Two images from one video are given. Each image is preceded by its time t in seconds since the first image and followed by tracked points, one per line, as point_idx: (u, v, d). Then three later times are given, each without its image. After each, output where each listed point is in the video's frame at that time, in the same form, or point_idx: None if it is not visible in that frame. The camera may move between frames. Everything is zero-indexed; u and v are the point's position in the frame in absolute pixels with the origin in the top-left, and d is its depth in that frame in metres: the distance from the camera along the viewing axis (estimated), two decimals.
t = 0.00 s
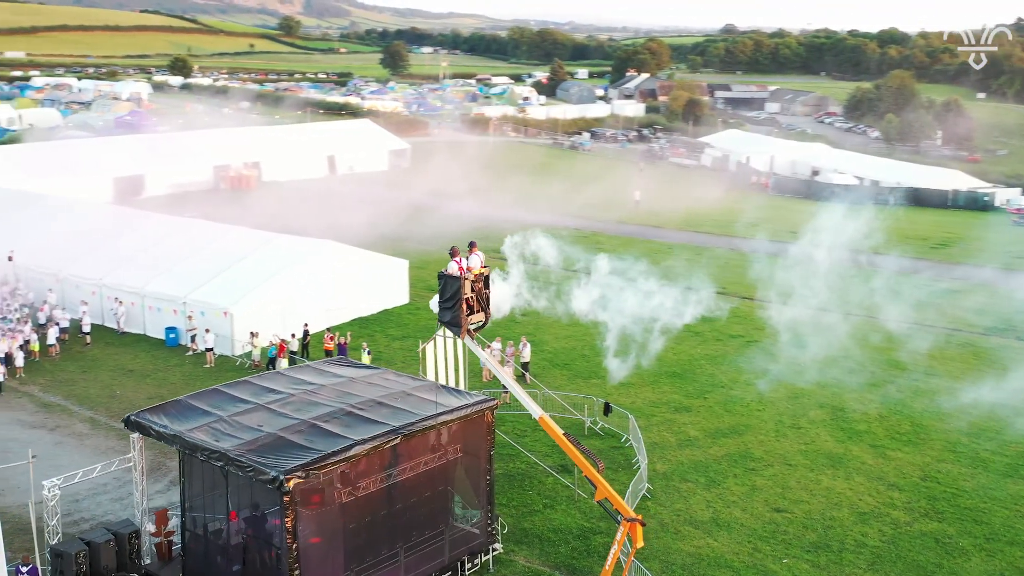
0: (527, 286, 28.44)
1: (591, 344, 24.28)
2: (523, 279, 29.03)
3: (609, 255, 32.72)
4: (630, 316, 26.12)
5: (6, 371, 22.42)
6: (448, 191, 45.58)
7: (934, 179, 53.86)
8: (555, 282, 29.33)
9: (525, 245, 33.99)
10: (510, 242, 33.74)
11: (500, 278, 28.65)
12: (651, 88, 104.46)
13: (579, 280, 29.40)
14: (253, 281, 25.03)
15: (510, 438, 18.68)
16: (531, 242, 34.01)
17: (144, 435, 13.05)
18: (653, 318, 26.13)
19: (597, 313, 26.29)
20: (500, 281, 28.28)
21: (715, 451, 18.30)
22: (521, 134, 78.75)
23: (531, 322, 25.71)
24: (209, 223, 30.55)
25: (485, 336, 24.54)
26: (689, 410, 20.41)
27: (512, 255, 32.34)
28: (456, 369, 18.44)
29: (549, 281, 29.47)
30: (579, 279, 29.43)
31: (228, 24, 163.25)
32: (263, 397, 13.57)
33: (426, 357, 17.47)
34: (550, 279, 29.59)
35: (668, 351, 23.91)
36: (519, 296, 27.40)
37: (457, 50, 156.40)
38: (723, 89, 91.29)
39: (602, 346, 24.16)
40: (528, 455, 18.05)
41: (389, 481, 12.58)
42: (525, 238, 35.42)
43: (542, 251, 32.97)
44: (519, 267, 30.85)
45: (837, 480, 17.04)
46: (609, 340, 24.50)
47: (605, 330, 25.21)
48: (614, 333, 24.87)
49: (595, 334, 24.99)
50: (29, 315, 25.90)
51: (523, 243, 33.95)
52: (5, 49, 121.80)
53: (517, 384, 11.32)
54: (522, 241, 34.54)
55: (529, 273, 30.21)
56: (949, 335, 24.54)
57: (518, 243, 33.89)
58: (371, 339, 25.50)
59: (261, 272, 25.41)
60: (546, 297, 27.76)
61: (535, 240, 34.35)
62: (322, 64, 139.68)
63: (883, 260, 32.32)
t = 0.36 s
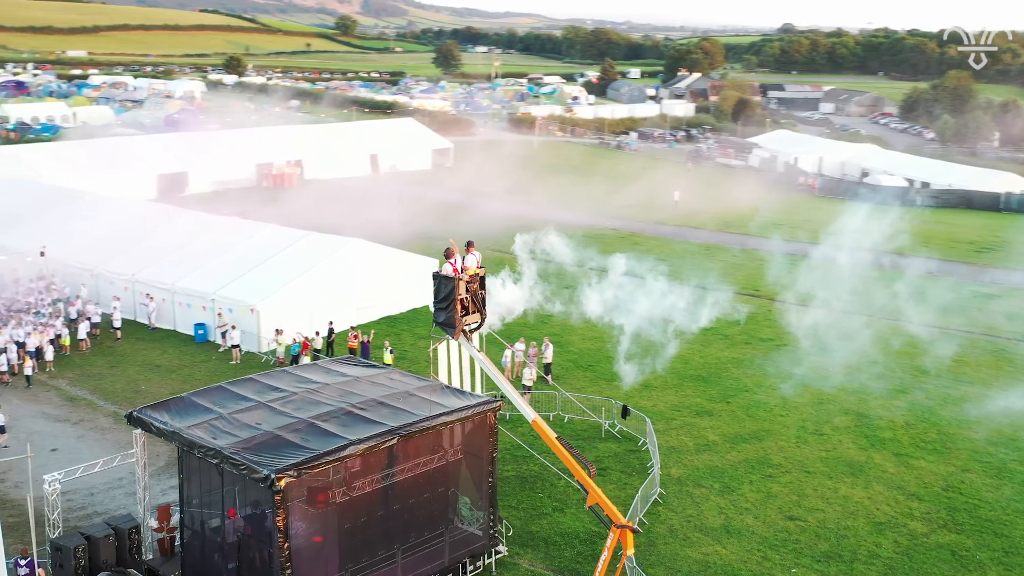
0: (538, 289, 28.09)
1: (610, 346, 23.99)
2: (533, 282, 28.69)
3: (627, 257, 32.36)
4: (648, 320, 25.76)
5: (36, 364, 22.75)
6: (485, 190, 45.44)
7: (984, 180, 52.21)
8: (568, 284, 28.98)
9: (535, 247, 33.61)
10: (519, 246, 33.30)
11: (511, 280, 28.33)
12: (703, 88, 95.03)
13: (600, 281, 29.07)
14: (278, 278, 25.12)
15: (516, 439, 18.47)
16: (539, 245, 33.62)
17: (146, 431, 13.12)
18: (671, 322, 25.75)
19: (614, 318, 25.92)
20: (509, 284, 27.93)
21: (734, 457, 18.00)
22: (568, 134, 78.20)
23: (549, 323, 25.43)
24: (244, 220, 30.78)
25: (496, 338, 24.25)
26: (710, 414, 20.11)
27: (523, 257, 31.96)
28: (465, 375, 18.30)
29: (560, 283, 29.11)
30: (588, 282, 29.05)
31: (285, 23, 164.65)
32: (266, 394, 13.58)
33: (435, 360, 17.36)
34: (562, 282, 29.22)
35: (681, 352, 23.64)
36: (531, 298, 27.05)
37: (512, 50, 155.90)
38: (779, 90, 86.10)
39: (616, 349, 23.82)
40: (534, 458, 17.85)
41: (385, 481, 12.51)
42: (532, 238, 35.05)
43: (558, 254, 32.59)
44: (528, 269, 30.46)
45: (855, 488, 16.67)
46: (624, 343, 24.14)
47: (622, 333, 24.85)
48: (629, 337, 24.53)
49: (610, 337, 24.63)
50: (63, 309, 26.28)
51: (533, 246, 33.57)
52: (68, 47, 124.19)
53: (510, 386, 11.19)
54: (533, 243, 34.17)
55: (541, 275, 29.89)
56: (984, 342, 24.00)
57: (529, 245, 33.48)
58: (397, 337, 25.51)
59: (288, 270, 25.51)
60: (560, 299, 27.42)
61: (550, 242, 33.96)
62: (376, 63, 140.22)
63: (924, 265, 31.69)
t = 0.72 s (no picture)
0: (552, 294, 27.81)
1: (628, 350, 23.68)
2: (546, 286, 28.37)
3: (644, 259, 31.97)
4: (664, 324, 25.40)
5: (64, 359, 23.04)
6: (524, 189, 45.25)
7: None
8: (590, 286, 28.65)
9: (551, 251, 33.22)
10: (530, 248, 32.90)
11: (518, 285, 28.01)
12: (756, 90, 83.30)
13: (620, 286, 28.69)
14: (303, 277, 25.17)
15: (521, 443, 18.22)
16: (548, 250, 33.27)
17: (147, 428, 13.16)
18: (688, 325, 25.37)
19: (628, 322, 25.51)
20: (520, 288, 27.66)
21: (752, 463, 17.67)
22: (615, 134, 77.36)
23: (568, 326, 25.13)
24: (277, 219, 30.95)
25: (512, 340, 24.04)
26: (731, 419, 19.76)
27: (536, 260, 31.57)
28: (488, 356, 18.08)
29: (573, 287, 28.76)
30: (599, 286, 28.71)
31: (342, 22, 165.43)
32: (268, 393, 13.56)
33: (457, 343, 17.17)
34: (576, 285, 28.85)
35: (703, 356, 23.30)
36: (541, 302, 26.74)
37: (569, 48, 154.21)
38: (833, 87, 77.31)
39: (631, 353, 23.46)
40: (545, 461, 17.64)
41: (382, 482, 12.43)
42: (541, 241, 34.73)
43: (573, 259, 32.22)
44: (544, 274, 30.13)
45: (874, 498, 16.27)
46: (640, 348, 23.81)
47: (639, 337, 24.49)
48: (646, 341, 24.16)
49: (627, 340, 24.29)
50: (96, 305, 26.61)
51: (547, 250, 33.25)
52: (128, 45, 126.16)
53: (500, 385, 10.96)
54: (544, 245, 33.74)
55: (555, 280, 29.58)
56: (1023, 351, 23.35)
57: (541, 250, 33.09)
58: (423, 337, 25.43)
59: (313, 268, 25.54)
60: (580, 302, 27.13)
61: (564, 245, 33.56)
62: (431, 62, 139.96)
63: (968, 271, 30.94)
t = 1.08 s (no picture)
0: (567, 303, 27.45)
1: (647, 355, 23.32)
2: (564, 296, 27.97)
3: (662, 265, 31.53)
4: (677, 331, 25.01)
5: (93, 356, 23.26)
6: (564, 191, 45.04)
7: None
8: (615, 292, 28.25)
9: (570, 255, 32.82)
10: (537, 253, 32.66)
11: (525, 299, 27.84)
12: (812, 90, 80.86)
13: (634, 291, 28.52)
14: (330, 278, 25.17)
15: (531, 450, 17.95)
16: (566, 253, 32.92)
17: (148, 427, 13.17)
18: (702, 332, 24.99)
19: (642, 328, 25.14)
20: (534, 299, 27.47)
21: (771, 473, 17.29)
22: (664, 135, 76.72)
23: (588, 334, 24.75)
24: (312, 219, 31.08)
25: (529, 344, 23.85)
26: (754, 428, 19.35)
27: (551, 267, 31.19)
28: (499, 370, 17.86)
29: (588, 294, 28.42)
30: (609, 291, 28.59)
31: (399, 23, 166.20)
32: (270, 394, 13.50)
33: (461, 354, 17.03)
34: (588, 291, 28.59)
35: (731, 362, 22.95)
36: (549, 309, 26.62)
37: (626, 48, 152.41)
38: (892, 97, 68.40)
39: (648, 359, 23.06)
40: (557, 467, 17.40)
41: (377, 486, 12.32)
42: (550, 243, 34.43)
43: (591, 263, 31.84)
44: (569, 280, 29.87)
45: (894, 512, 15.83)
46: (657, 353, 23.45)
47: (656, 343, 24.06)
48: (662, 348, 23.72)
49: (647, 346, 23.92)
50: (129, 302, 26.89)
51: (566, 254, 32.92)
52: (188, 47, 128.08)
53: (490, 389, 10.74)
54: (553, 248, 33.60)
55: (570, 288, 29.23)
56: None
57: (550, 253, 32.86)
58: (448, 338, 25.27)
59: (340, 270, 25.52)
60: (603, 307, 26.82)
61: (579, 250, 33.29)
62: (486, 62, 139.80)
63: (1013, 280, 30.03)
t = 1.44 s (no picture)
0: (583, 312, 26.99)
1: (672, 361, 23.00)
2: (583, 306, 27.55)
3: (695, 273, 31.04)
4: (697, 339, 24.57)
5: (125, 354, 23.54)
6: (608, 193, 44.69)
7: None
8: (645, 298, 27.89)
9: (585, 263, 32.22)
10: (556, 258, 32.38)
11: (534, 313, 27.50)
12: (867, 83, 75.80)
13: (649, 294, 28.39)
14: (360, 278, 25.18)
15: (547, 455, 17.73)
16: (598, 258, 32.67)
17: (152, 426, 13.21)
18: (719, 339, 24.64)
19: (664, 335, 24.77)
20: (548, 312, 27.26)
21: (792, 483, 16.89)
22: (716, 137, 75.77)
23: (613, 340, 24.39)
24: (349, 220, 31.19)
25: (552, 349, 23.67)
26: (779, 436, 18.94)
27: (564, 275, 30.67)
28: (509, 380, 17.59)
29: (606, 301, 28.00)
30: (619, 295, 28.47)
31: (459, 24, 166.37)
32: (275, 395, 13.48)
33: (476, 361, 16.95)
34: (615, 298, 28.18)
35: (762, 369, 22.55)
36: (564, 316, 26.48)
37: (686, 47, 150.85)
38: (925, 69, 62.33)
39: (669, 365, 22.71)
40: (573, 472, 17.17)
41: (375, 489, 12.22)
42: (567, 245, 34.17)
43: (615, 268, 31.40)
44: (601, 285, 29.64)
45: (916, 526, 15.36)
46: (680, 359, 23.13)
47: (679, 349, 23.74)
48: (680, 356, 23.27)
49: (672, 351, 23.59)
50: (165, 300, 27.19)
51: (600, 258, 32.67)
52: (248, 47, 129.49)
53: (477, 395, 10.60)
54: (570, 252, 33.31)
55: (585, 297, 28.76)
56: None
57: (566, 256, 32.76)
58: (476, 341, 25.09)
59: (370, 270, 25.52)
60: (633, 313, 26.54)
61: (592, 255, 32.88)
62: (544, 60, 139.30)
63: None
